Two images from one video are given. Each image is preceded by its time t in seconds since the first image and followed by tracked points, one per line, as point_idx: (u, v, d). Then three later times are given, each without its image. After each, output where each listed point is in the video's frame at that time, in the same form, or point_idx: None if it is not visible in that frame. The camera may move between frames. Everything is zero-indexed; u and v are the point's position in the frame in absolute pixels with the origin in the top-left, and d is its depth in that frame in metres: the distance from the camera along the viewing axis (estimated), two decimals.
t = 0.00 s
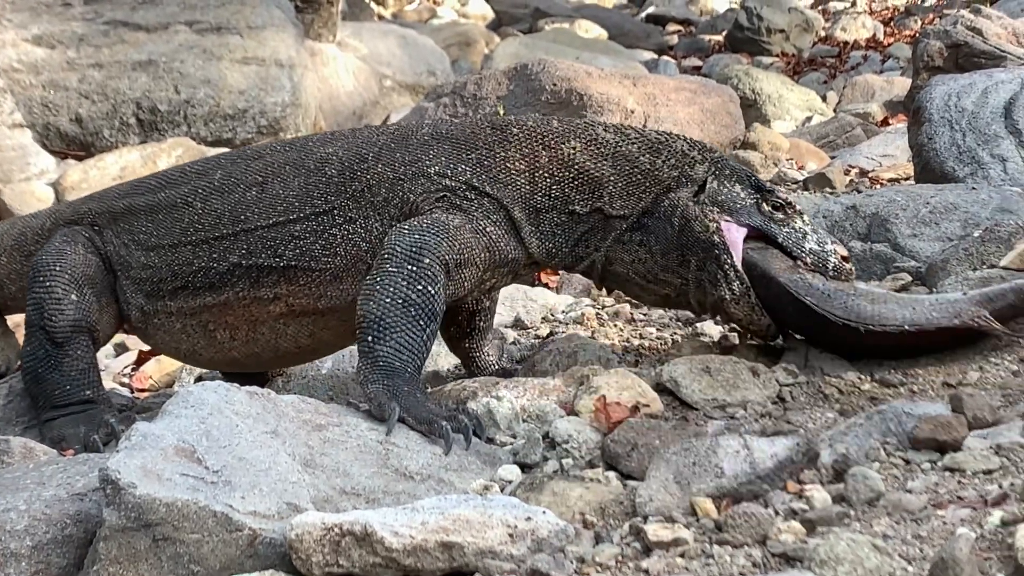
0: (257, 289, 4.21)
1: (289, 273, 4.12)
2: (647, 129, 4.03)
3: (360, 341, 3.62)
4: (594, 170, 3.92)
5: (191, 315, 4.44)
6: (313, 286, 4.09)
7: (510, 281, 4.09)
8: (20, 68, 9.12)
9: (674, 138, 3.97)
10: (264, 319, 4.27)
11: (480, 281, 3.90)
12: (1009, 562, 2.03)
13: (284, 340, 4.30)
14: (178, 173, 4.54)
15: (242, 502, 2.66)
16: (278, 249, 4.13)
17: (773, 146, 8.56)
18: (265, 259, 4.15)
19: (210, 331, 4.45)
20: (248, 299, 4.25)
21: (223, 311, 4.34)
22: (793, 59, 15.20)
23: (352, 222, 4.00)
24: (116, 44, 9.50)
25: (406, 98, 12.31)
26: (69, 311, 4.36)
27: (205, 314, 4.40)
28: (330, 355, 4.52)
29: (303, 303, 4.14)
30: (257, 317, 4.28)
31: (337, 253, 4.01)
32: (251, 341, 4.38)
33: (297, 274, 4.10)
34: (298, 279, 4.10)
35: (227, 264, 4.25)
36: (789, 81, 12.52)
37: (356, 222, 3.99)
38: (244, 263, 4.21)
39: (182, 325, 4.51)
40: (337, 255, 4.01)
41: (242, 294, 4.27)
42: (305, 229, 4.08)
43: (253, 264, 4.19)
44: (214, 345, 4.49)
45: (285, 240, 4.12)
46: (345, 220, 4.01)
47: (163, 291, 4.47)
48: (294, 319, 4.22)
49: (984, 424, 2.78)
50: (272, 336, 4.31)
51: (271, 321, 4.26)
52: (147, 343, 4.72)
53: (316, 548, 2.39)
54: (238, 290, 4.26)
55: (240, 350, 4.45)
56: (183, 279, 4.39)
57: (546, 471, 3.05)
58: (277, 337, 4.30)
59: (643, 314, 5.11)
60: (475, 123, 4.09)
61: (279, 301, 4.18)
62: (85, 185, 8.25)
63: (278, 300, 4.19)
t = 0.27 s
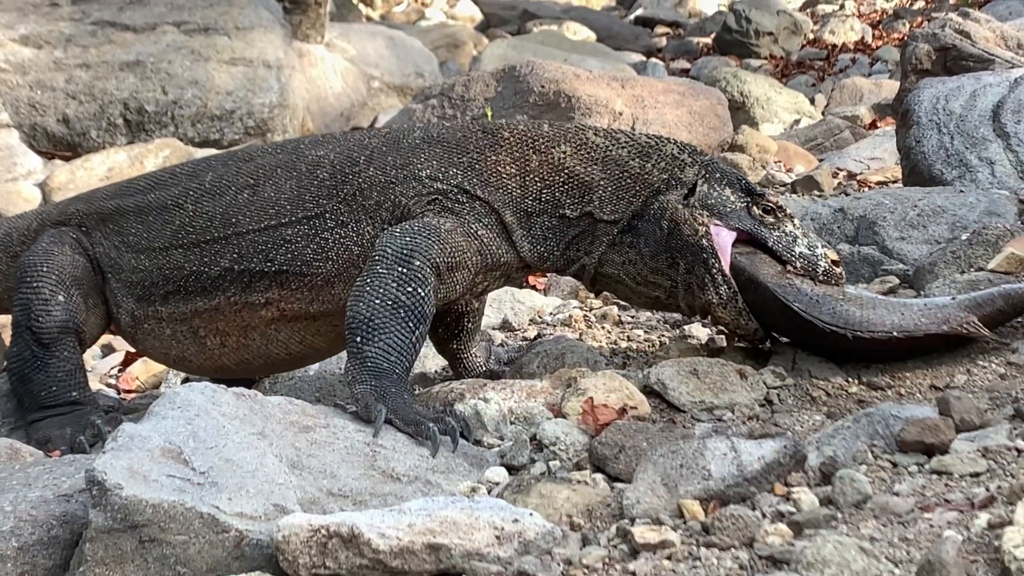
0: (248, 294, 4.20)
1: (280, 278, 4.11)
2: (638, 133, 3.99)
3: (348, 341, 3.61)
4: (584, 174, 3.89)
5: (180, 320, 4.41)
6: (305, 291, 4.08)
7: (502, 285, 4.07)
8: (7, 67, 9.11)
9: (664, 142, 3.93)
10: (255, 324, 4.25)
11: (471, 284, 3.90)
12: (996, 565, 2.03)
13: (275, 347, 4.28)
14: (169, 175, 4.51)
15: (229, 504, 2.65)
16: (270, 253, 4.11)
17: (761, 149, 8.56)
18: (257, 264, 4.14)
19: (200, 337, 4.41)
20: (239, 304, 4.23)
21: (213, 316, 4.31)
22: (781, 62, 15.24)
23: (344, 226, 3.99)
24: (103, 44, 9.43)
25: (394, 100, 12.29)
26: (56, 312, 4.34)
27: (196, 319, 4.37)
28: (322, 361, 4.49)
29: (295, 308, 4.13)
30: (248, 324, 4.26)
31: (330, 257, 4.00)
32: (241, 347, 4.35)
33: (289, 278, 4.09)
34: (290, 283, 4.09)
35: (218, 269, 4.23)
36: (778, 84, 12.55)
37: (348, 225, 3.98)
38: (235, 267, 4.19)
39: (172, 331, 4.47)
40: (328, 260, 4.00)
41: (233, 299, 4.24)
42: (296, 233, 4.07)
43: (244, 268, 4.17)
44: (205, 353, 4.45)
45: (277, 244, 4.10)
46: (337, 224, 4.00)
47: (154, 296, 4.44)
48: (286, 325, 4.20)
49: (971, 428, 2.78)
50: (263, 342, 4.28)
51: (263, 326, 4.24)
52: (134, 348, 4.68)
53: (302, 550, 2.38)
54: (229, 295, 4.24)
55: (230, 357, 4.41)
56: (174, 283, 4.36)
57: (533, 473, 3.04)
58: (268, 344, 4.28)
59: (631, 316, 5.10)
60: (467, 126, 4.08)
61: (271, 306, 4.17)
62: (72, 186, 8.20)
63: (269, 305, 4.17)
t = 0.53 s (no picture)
0: (246, 294, 4.19)
1: (277, 278, 4.10)
2: (632, 132, 4.01)
3: (344, 342, 3.60)
4: (579, 175, 3.91)
5: (178, 319, 4.40)
6: (302, 291, 4.07)
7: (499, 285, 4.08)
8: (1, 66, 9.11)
9: (659, 142, 3.95)
10: (253, 325, 4.24)
11: (466, 283, 3.91)
12: (989, 564, 2.04)
13: (273, 347, 4.28)
14: (167, 173, 4.50)
15: (223, 502, 2.64)
16: (267, 253, 4.10)
17: (756, 147, 8.54)
18: (254, 264, 4.13)
19: (198, 337, 4.41)
20: (236, 304, 4.22)
21: (211, 316, 4.31)
22: (776, 61, 15.26)
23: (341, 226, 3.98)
24: (97, 43, 9.40)
25: (388, 99, 12.28)
26: (53, 310, 4.33)
27: (194, 320, 4.37)
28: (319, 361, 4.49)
29: (292, 308, 4.12)
30: (245, 324, 4.25)
31: (326, 258, 3.99)
32: (239, 348, 4.35)
33: (286, 279, 4.08)
34: (286, 283, 4.09)
35: (215, 269, 4.23)
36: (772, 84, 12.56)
37: (344, 225, 3.97)
38: (233, 267, 4.18)
39: (170, 331, 4.47)
40: (326, 260, 3.99)
41: (231, 299, 4.24)
42: (292, 232, 4.06)
43: (241, 268, 4.17)
44: (202, 352, 4.45)
45: (273, 243, 4.10)
46: (334, 224, 3.98)
47: (152, 295, 4.44)
48: (284, 324, 4.19)
49: (964, 427, 2.79)
50: (260, 343, 4.28)
51: (261, 327, 4.23)
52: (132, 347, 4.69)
53: (297, 549, 2.37)
54: (227, 295, 4.23)
55: (228, 357, 4.41)
56: (172, 282, 4.36)
57: (527, 472, 3.04)
58: (265, 344, 4.27)
59: (625, 315, 5.10)
60: (463, 126, 4.08)
61: (268, 306, 4.16)
62: (66, 184, 8.18)
63: (267, 305, 4.16)
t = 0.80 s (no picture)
0: (239, 295, 4.18)
1: (271, 279, 4.10)
2: (635, 149, 3.99)
3: (339, 342, 3.59)
4: (582, 191, 3.89)
5: (170, 318, 4.40)
6: (296, 294, 4.07)
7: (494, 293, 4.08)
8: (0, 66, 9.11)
9: (661, 158, 3.92)
10: (245, 325, 4.24)
11: (461, 292, 3.91)
12: (987, 564, 2.04)
13: (265, 348, 4.28)
14: (165, 171, 4.50)
15: (221, 502, 2.64)
16: (261, 254, 4.10)
17: (754, 147, 8.53)
18: (248, 265, 4.13)
19: (189, 337, 4.41)
20: (229, 304, 4.22)
21: (203, 316, 4.30)
22: (774, 61, 15.25)
23: (337, 228, 3.98)
24: (96, 42, 9.40)
25: (387, 98, 12.27)
26: (50, 310, 4.31)
27: (186, 320, 4.36)
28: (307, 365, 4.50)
29: (284, 310, 4.12)
30: (236, 324, 4.25)
31: (321, 260, 3.99)
32: (230, 348, 4.34)
33: (280, 280, 4.08)
34: (281, 285, 4.08)
35: (209, 268, 4.22)
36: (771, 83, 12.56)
37: (340, 228, 3.97)
38: (227, 267, 4.18)
39: (162, 330, 4.46)
40: (320, 262, 3.99)
41: (223, 299, 4.23)
42: (288, 234, 4.05)
43: (235, 268, 4.16)
44: (194, 353, 4.45)
45: (268, 244, 4.09)
46: (330, 227, 3.99)
47: (146, 293, 4.42)
48: (277, 326, 4.19)
49: (962, 427, 2.79)
50: (252, 343, 4.28)
51: (253, 328, 4.23)
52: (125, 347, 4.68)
53: (295, 548, 2.37)
54: (220, 295, 4.23)
55: (219, 358, 4.41)
56: (166, 280, 4.35)
57: (526, 471, 3.03)
58: (258, 344, 4.27)
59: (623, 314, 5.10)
60: (464, 135, 4.07)
61: (261, 307, 4.16)
62: (65, 183, 8.17)
63: (260, 306, 4.16)
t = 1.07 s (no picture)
0: (256, 315, 4.20)
1: (289, 300, 4.11)
2: (649, 158, 3.92)
3: (342, 338, 3.62)
4: (596, 206, 3.86)
5: (188, 337, 4.39)
6: (313, 315, 4.09)
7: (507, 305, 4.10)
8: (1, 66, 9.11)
9: (677, 170, 3.85)
10: (263, 345, 4.25)
11: (473, 307, 3.93)
12: (987, 564, 2.04)
13: (282, 366, 4.30)
14: (180, 182, 4.48)
15: (222, 501, 2.64)
16: (279, 276, 4.11)
17: (754, 148, 8.53)
18: (265, 287, 4.14)
19: (206, 355, 4.41)
20: (247, 325, 4.23)
21: (220, 336, 4.31)
22: (775, 61, 15.25)
23: (354, 249, 3.98)
24: (97, 42, 9.40)
25: (387, 98, 12.27)
26: (65, 315, 4.32)
27: (202, 338, 4.36)
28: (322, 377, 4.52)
29: (302, 331, 4.14)
30: (254, 344, 4.26)
31: (338, 280, 4.00)
32: (248, 366, 4.35)
33: (298, 301, 4.09)
34: (298, 306, 4.10)
35: (226, 289, 4.23)
36: (771, 84, 12.56)
37: (357, 249, 3.97)
38: (244, 288, 4.18)
39: (179, 347, 4.45)
40: (337, 284, 4.00)
41: (241, 319, 4.24)
42: (305, 256, 4.06)
43: (253, 289, 4.17)
44: (210, 369, 4.45)
45: (285, 266, 4.10)
46: (346, 247, 3.99)
47: (163, 309, 4.42)
48: (293, 345, 4.21)
49: (963, 427, 2.79)
50: (269, 362, 4.29)
51: (271, 347, 4.25)
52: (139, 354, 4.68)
53: (296, 548, 2.38)
54: (237, 315, 4.24)
55: (236, 375, 4.42)
56: (183, 298, 4.34)
57: (526, 471, 3.03)
58: (274, 363, 4.28)
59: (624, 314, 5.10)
60: (479, 153, 4.01)
61: (278, 327, 4.17)
62: (65, 183, 8.16)
63: (278, 327, 4.17)
